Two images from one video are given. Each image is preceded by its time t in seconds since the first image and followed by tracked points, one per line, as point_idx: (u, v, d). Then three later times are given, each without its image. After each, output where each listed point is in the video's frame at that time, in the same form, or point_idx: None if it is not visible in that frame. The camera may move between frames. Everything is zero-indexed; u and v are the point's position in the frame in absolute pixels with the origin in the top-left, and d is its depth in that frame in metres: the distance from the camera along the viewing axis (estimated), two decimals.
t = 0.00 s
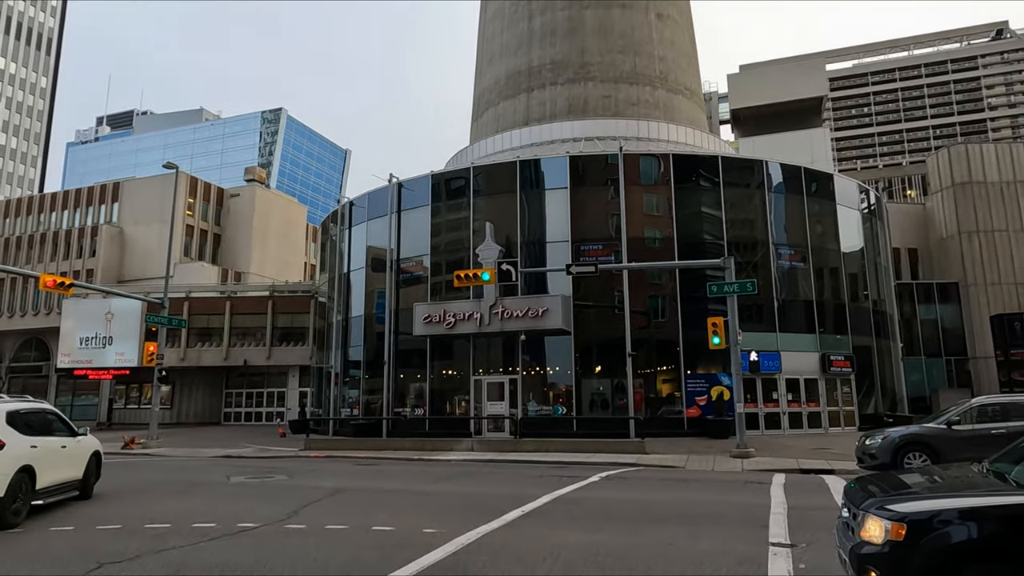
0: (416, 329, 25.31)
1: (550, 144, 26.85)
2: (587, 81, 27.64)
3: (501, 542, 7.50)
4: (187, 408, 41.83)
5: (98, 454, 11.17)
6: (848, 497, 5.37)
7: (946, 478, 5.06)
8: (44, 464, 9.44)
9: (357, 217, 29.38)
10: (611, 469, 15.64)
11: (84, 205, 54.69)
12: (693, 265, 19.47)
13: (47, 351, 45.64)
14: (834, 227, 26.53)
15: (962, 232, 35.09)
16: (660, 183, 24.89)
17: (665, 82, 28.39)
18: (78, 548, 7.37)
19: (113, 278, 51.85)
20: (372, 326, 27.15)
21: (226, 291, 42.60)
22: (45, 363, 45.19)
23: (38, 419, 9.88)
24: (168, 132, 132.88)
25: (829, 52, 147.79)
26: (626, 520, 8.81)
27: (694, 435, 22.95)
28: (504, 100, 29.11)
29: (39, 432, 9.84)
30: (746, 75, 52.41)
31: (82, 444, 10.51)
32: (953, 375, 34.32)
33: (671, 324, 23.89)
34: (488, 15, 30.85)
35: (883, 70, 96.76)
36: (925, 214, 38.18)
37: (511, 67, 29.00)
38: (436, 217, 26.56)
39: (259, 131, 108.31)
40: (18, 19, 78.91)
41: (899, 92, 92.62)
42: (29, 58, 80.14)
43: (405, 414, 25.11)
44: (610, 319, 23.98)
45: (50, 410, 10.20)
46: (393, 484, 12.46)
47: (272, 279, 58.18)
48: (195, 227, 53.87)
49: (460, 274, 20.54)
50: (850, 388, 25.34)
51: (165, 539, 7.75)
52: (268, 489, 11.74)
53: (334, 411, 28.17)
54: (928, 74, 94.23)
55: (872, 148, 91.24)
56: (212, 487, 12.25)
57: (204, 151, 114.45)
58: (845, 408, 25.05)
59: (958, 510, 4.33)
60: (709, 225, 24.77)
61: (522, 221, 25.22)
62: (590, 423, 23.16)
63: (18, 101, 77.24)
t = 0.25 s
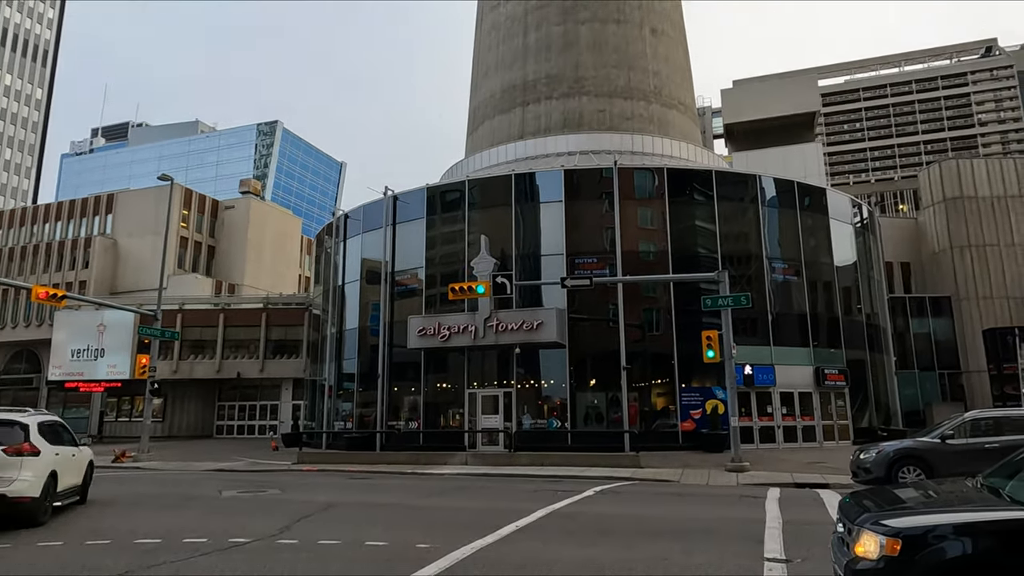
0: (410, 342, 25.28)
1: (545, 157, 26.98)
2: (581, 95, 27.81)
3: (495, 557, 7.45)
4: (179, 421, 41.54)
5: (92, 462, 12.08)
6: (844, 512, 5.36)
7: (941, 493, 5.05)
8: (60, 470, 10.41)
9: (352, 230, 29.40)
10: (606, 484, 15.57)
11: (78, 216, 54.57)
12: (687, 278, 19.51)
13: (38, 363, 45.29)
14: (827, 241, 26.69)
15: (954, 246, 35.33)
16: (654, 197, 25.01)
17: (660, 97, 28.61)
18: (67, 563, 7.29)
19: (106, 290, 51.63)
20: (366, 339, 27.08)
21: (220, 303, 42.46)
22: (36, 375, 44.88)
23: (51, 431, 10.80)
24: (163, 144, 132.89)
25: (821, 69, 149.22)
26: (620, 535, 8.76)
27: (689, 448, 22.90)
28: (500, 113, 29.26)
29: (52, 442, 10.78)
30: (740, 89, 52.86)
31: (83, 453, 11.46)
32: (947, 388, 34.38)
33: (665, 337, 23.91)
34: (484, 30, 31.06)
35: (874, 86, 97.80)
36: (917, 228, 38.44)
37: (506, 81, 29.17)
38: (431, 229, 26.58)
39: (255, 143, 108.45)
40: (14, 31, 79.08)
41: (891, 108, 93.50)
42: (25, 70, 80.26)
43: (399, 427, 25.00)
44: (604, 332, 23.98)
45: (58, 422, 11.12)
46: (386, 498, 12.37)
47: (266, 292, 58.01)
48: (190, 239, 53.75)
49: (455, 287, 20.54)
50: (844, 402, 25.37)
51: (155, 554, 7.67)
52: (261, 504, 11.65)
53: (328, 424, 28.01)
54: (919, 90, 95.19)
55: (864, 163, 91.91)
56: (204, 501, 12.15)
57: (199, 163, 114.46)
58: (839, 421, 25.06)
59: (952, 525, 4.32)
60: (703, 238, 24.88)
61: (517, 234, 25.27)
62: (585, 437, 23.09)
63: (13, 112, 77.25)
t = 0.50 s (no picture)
0: (404, 355, 25.22)
1: (540, 171, 27.10)
2: (576, 109, 27.98)
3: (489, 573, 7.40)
4: (171, 433, 41.23)
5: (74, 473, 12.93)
6: (839, 527, 5.36)
7: (935, 509, 5.05)
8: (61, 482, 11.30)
9: (347, 242, 29.39)
10: (600, 498, 15.50)
11: (72, 227, 54.43)
12: (681, 291, 19.54)
13: (28, 375, 44.94)
14: (821, 255, 26.83)
15: (946, 260, 35.57)
16: (648, 211, 25.12)
17: (654, 111, 28.81)
18: None
19: (99, 302, 51.35)
20: (360, 352, 26.98)
21: (214, 315, 42.30)
22: (27, 387, 44.53)
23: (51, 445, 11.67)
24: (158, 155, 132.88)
25: (814, 84, 150.76)
26: (615, 550, 8.71)
27: (684, 463, 22.83)
28: (495, 127, 29.40)
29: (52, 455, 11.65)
30: (733, 105, 53.29)
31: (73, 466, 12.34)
32: (940, 402, 34.45)
33: (660, 351, 23.92)
34: (480, 45, 31.27)
35: (866, 101, 98.76)
36: (909, 243, 38.69)
37: (502, 95, 29.34)
38: (426, 242, 26.60)
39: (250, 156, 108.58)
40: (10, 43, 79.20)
41: (882, 123, 94.39)
42: (21, 81, 80.34)
43: (393, 441, 24.86)
44: (599, 346, 23.98)
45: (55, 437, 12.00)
46: (380, 513, 12.28)
47: (260, 304, 57.82)
48: (184, 251, 53.62)
49: (450, 300, 20.54)
50: (838, 416, 25.38)
51: (145, 570, 7.59)
52: (253, 518, 11.55)
53: (321, 437, 27.84)
54: (910, 106, 96.16)
55: (857, 177, 92.61)
56: (195, 516, 12.05)
57: (194, 175, 114.45)
58: (834, 436, 25.06)
59: (947, 540, 4.32)
60: (697, 252, 24.97)
61: (512, 247, 25.32)
62: (579, 451, 23.01)
63: (8, 123, 77.26)
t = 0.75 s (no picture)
0: (399, 368, 25.15)
1: (536, 185, 27.21)
2: (571, 123, 28.13)
3: None
4: (163, 447, 40.94)
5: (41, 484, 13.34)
6: (835, 542, 5.34)
7: (932, 524, 5.03)
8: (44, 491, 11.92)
9: (342, 255, 29.39)
10: (596, 513, 15.41)
11: (66, 239, 54.29)
12: (676, 305, 19.55)
13: (20, 388, 44.62)
14: (815, 269, 26.94)
15: (939, 275, 35.76)
16: (643, 225, 25.22)
17: (649, 126, 28.99)
18: None
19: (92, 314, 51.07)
20: (355, 365, 26.90)
21: (208, 328, 42.12)
22: (18, 400, 44.19)
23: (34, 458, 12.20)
24: (154, 167, 132.82)
25: (807, 100, 152.14)
26: (610, 565, 8.65)
27: (680, 477, 22.74)
28: (491, 141, 29.53)
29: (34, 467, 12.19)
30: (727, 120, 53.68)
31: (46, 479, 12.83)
32: (935, 416, 34.48)
33: (655, 364, 23.92)
34: (476, 59, 31.47)
35: (858, 117, 99.66)
36: (903, 257, 38.90)
37: (497, 109, 29.51)
38: (422, 255, 26.60)
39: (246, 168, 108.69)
40: (7, 55, 79.35)
41: (875, 138, 95.18)
42: (17, 93, 80.43)
43: (387, 455, 24.71)
44: (594, 359, 23.95)
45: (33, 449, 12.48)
46: (373, 528, 12.16)
47: (255, 316, 57.60)
48: (178, 263, 53.50)
49: (445, 313, 20.50)
50: (834, 430, 25.37)
51: None
52: (244, 533, 11.43)
53: (314, 451, 27.66)
54: (902, 122, 97.04)
55: (850, 192, 93.21)
56: (186, 531, 11.91)
57: (190, 187, 114.48)
58: (829, 450, 25.05)
59: (942, 556, 4.30)
60: (692, 266, 25.05)
61: (507, 260, 25.35)
62: (574, 465, 22.91)
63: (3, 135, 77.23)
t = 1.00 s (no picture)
0: (395, 382, 25.06)
1: (532, 199, 27.30)
2: (567, 138, 28.28)
3: None
4: (155, 461, 40.64)
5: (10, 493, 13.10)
6: (833, 559, 5.31)
7: (929, 540, 5.01)
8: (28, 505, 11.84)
9: (339, 268, 29.38)
10: (592, 529, 15.30)
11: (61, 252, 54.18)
12: (672, 319, 19.55)
13: (12, 401, 44.29)
14: (810, 284, 27.04)
15: (933, 289, 35.93)
16: (639, 239, 25.29)
17: (644, 141, 29.19)
18: None
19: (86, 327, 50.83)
20: (350, 379, 26.78)
21: (202, 341, 41.95)
22: (10, 414, 43.82)
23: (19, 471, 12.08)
24: (150, 180, 132.85)
25: (801, 116, 153.35)
26: None
27: (676, 492, 22.65)
28: (487, 155, 29.67)
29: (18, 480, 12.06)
30: (722, 135, 54.06)
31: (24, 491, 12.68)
32: (932, 431, 34.48)
33: (652, 379, 23.89)
34: (473, 74, 31.68)
35: (852, 133, 100.48)
36: (897, 272, 39.07)
37: (494, 124, 29.66)
38: (418, 269, 26.61)
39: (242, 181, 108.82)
40: (5, 69, 79.54)
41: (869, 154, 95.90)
42: (15, 106, 80.56)
43: (382, 470, 24.55)
44: (590, 374, 23.91)
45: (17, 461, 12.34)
46: (368, 544, 12.04)
47: (250, 330, 57.39)
48: (174, 276, 53.39)
49: (441, 327, 20.47)
50: (830, 445, 25.35)
51: None
52: (237, 549, 11.30)
53: (309, 465, 27.47)
54: (896, 138, 97.86)
55: (844, 207, 93.74)
56: (179, 547, 11.76)
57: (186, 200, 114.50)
58: (825, 465, 25.01)
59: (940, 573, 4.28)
60: (688, 280, 25.10)
61: (503, 274, 25.36)
62: (570, 480, 22.79)
63: None
